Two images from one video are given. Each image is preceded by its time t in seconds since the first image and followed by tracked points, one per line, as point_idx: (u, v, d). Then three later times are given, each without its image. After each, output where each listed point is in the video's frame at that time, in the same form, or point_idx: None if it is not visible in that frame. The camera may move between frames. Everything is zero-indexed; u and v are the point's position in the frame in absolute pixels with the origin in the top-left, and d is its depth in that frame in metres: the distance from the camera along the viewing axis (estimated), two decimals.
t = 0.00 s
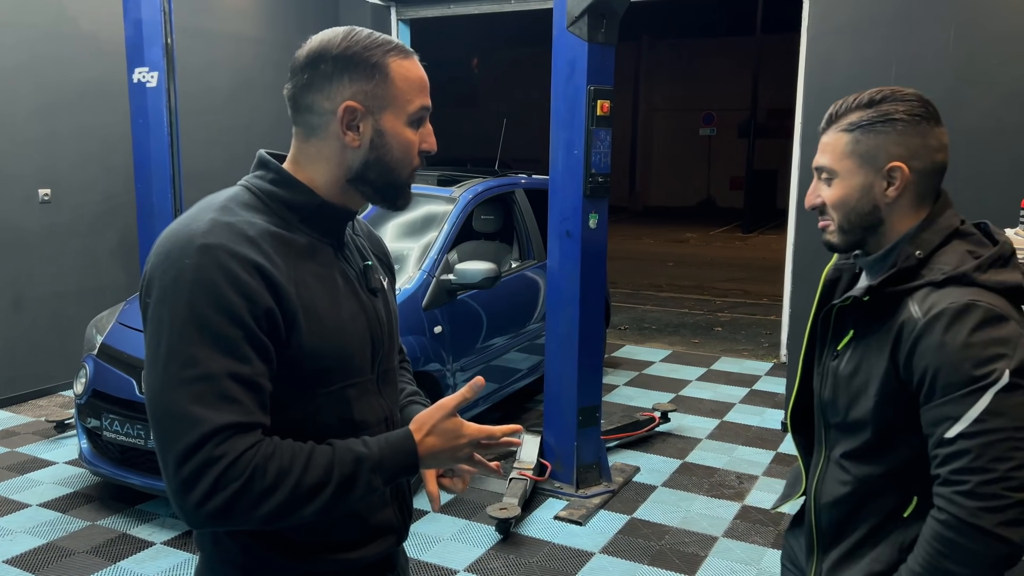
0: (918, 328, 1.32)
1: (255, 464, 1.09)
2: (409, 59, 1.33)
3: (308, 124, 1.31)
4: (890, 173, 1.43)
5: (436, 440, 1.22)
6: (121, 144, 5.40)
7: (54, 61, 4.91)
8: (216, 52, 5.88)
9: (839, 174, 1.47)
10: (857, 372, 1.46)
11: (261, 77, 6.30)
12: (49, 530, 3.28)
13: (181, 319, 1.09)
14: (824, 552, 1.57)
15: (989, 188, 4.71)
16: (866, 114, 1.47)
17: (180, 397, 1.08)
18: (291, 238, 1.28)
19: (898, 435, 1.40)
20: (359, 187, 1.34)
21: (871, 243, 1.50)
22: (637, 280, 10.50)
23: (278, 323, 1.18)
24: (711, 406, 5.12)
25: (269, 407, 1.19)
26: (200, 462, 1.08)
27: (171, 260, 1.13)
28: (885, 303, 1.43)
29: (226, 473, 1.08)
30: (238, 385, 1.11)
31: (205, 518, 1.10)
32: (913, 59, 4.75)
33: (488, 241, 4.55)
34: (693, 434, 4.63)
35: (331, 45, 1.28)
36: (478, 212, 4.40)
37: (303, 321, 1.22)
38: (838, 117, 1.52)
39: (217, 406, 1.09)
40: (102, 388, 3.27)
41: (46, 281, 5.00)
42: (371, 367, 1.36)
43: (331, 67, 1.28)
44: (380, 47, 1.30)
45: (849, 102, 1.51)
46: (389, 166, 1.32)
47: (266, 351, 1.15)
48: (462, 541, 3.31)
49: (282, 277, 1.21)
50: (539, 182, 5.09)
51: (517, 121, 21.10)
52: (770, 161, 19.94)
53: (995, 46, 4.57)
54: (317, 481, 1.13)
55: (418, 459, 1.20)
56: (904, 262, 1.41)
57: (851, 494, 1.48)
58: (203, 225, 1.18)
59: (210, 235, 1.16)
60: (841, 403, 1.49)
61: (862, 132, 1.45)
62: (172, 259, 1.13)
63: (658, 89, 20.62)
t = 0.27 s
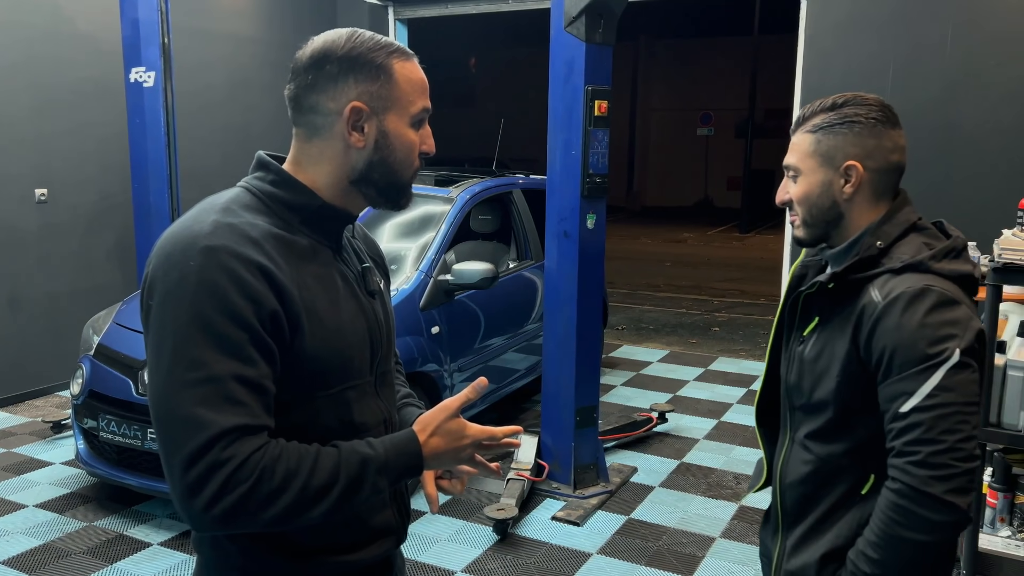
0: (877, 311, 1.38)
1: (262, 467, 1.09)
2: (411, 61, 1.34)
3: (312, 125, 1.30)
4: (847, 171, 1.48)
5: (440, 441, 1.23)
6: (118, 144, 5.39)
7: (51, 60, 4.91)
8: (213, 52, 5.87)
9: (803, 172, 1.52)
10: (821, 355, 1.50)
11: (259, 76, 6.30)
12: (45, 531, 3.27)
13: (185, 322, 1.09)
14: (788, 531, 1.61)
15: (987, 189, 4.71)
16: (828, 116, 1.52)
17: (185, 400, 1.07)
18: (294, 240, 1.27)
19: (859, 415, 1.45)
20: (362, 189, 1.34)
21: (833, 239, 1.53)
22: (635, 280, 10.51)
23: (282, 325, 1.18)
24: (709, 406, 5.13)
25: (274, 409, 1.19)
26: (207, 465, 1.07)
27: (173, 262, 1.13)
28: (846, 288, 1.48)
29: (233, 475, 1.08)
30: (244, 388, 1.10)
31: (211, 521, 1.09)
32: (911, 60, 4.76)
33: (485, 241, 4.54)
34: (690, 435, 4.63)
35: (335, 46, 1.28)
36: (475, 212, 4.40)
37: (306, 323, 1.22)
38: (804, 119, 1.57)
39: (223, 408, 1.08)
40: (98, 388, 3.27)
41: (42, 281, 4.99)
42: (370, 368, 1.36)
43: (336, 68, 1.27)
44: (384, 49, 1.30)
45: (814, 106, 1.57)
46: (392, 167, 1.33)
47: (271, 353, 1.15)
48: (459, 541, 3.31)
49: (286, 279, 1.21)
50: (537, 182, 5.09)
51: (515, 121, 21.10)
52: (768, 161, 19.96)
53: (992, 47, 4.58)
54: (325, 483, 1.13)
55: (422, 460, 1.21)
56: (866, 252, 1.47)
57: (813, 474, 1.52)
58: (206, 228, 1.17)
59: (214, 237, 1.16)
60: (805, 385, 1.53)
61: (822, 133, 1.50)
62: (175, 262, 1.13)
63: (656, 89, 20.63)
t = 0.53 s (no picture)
0: (845, 286, 1.54)
1: (280, 464, 1.10)
2: (419, 58, 1.35)
3: (326, 123, 1.30)
4: (811, 166, 1.66)
5: (454, 438, 1.24)
6: (120, 143, 5.40)
7: (53, 60, 4.91)
8: (215, 51, 5.88)
9: (772, 168, 1.71)
10: (796, 333, 1.65)
11: (260, 75, 6.30)
12: (49, 529, 3.28)
13: (203, 321, 1.09)
14: (776, 500, 1.74)
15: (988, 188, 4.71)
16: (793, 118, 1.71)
17: (203, 398, 1.08)
18: (307, 238, 1.28)
19: (832, 386, 1.59)
20: (374, 185, 1.34)
21: (803, 227, 1.71)
22: (636, 279, 10.51)
23: (298, 323, 1.18)
24: (710, 405, 5.13)
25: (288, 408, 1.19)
26: (225, 463, 1.08)
27: (189, 262, 1.13)
28: (817, 271, 1.64)
29: (253, 473, 1.08)
30: (260, 386, 1.11)
31: (230, 520, 1.10)
32: (912, 60, 4.77)
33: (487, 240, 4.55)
34: (692, 434, 4.63)
35: (348, 44, 1.28)
36: (477, 211, 4.40)
37: (319, 321, 1.23)
38: (774, 121, 1.76)
39: (241, 407, 1.08)
40: (102, 387, 3.27)
41: (44, 280, 5.00)
42: (380, 367, 1.36)
43: (350, 66, 1.27)
44: (395, 46, 1.31)
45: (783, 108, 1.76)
46: (405, 164, 1.34)
47: (285, 351, 1.15)
48: (462, 540, 3.31)
49: (301, 277, 1.21)
50: (539, 182, 5.09)
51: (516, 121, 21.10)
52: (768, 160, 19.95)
53: (994, 46, 4.58)
54: (342, 481, 1.14)
55: (437, 457, 1.21)
56: (834, 234, 1.62)
57: (796, 443, 1.66)
58: (221, 226, 1.17)
59: (229, 236, 1.16)
60: (784, 361, 1.68)
61: (788, 132, 1.68)
62: (191, 261, 1.13)
63: (657, 88, 20.64)
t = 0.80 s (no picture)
0: (842, 274, 1.60)
1: (291, 467, 1.10)
2: (428, 58, 1.35)
3: (338, 123, 1.30)
4: (786, 171, 1.75)
5: (463, 440, 1.24)
6: (125, 144, 5.42)
7: (59, 61, 4.93)
8: (219, 52, 5.89)
9: (755, 171, 1.82)
10: (794, 324, 1.70)
11: (265, 76, 6.31)
12: (56, 528, 3.29)
13: (214, 323, 1.09)
14: (774, 486, 1.78)
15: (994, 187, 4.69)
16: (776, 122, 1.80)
17: (214, 400, 1.08)
18: (316, 241, 1.28)
19: (831, 373, 1.64)
20: (383, 186, 1.35)
21: (789, 224, 1.81)
22: (641, 279, 10.49)
23: (308, 325, 1.19)
24: (715, 406, 5.12)
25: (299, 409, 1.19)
26: (236, 465, 1.08)
27: (199, 263, 1.13)
28: (813, 262, 1.69)
29: (263, 475, 1.09)
30: (271, 388, 1.11)
31: (241, 521, 1.10)
32: (917, 59, 4.76)
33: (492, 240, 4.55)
34: (697, 434, 4.63)
35: (360, 46, 1.29)
36: (482, 211, 4.41)
37: (329, 322, 1.23)
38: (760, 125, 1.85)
39: (252, 409, 1.09)
40: (108, 387, 3.28)
41: (51, 280, 5.02)
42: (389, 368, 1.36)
43: (362, 68, 1.28)
44: (405, 48, 1.32)
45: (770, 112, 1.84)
46: (415, 164, 1.35)
47: (296, 353, 1.16)
48: (467, 540, 3.31)
49: (311, 279, 1.22)
50: (544, 182, 5.09)
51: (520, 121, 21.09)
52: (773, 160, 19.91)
53: (1000, 45, 4.56)
54: (351, 483, 1.14)
55: (446, 460, 1.21)
56: (827, 227, 1.69)
57: (797, 429, 1.70)
58: (231, 228, 1.17)
59: (240, 238, 1.16)
60: (782, 351, 1.72)
61: (768, 137, 1.78)
62: (201, 263, 1.13)
63: (661, 88, 20.61)
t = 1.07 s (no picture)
0: (849, 269, 1.60)
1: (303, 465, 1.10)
2: (436, 58, 1.34)
3: (345, 121, 1.30)
4: (795, 166, 1.74)
5: (476, 442, 1.25)
6: (132, 144, 5.43)
7: (66, 61, 4.95)
8: (226, 52, 5.90)
9: (763, 165, 1.79)
10: (800, 320, 1.69)
11: (272, 76, 6.32)
12: (65, 527, 3.30)
13: (226, 320, 1.10)
14: (779, 482, 1.77)
15: (1003, 185, 4.66)
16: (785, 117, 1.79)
17: (226, 396, 1.08)
18: (327, 238, 1.28)
19: (838, 368, 1.64)
20: (389, 186, 1.35)
21: (793, 222, 1.79)
22: (647, 279, 10.48)
23: (320, 322, 1.19)
24: (722, 405, 5.11)
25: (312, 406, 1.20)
26: (248, 462, 1.08)
27: (211, 261, 1.13)
28: (819, 258, 1.69)
29: (274, 473, 1.09)
30: (283, 385, 1.11)
31: (252, 518, 1.10)
32: (924, 57, 4.74)
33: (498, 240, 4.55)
34: (704, 433, 4.62)
35: (366, 45, 1.29)
36: (488, 211, 4.41)
37: (342, 320, 1.23)
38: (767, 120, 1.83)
39: (265, 407, 1.09)
40: (116, 386, 3.29)
41: (59, 280, 5.04)
42: (400, 366, 1.37)
43: (367, 67, 1.28)
44: (412, 47, 1.31)
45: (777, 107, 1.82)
46: (421, 165, 1.34)
47: (308, 350, 1.16)
48: (474, 539, 3.31)
49: (322, 276, 1.22)
50: (550, 181, 5.09)
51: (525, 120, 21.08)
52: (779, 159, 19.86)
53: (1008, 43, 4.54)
54: (363, 483, 1.14)
55: (459, 462, 1.22)
56: (832, 224, 1.68)
57: (802, 424, 1.70)
58: (243, 226, 1.17)
59: (251, 235, 1.16)
60: (788, 347, 1.71)
61: (778, 132, 1.76)
62: (213, 260, 1.13)
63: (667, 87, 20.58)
